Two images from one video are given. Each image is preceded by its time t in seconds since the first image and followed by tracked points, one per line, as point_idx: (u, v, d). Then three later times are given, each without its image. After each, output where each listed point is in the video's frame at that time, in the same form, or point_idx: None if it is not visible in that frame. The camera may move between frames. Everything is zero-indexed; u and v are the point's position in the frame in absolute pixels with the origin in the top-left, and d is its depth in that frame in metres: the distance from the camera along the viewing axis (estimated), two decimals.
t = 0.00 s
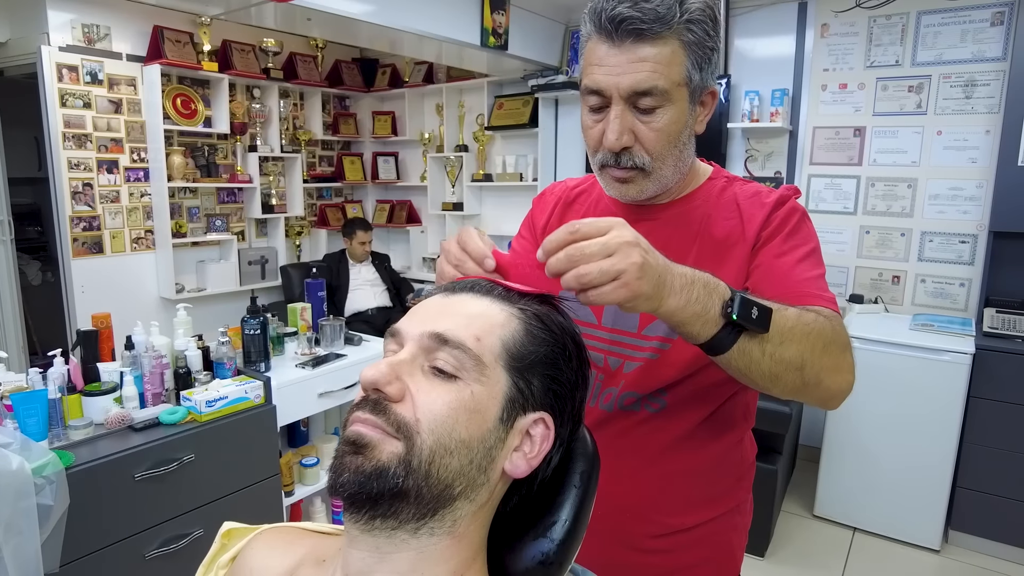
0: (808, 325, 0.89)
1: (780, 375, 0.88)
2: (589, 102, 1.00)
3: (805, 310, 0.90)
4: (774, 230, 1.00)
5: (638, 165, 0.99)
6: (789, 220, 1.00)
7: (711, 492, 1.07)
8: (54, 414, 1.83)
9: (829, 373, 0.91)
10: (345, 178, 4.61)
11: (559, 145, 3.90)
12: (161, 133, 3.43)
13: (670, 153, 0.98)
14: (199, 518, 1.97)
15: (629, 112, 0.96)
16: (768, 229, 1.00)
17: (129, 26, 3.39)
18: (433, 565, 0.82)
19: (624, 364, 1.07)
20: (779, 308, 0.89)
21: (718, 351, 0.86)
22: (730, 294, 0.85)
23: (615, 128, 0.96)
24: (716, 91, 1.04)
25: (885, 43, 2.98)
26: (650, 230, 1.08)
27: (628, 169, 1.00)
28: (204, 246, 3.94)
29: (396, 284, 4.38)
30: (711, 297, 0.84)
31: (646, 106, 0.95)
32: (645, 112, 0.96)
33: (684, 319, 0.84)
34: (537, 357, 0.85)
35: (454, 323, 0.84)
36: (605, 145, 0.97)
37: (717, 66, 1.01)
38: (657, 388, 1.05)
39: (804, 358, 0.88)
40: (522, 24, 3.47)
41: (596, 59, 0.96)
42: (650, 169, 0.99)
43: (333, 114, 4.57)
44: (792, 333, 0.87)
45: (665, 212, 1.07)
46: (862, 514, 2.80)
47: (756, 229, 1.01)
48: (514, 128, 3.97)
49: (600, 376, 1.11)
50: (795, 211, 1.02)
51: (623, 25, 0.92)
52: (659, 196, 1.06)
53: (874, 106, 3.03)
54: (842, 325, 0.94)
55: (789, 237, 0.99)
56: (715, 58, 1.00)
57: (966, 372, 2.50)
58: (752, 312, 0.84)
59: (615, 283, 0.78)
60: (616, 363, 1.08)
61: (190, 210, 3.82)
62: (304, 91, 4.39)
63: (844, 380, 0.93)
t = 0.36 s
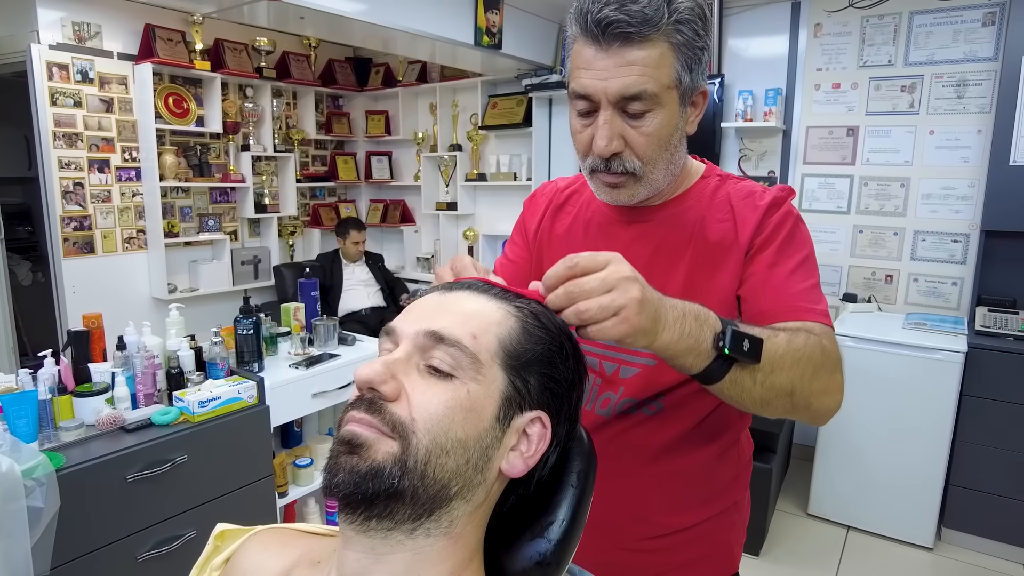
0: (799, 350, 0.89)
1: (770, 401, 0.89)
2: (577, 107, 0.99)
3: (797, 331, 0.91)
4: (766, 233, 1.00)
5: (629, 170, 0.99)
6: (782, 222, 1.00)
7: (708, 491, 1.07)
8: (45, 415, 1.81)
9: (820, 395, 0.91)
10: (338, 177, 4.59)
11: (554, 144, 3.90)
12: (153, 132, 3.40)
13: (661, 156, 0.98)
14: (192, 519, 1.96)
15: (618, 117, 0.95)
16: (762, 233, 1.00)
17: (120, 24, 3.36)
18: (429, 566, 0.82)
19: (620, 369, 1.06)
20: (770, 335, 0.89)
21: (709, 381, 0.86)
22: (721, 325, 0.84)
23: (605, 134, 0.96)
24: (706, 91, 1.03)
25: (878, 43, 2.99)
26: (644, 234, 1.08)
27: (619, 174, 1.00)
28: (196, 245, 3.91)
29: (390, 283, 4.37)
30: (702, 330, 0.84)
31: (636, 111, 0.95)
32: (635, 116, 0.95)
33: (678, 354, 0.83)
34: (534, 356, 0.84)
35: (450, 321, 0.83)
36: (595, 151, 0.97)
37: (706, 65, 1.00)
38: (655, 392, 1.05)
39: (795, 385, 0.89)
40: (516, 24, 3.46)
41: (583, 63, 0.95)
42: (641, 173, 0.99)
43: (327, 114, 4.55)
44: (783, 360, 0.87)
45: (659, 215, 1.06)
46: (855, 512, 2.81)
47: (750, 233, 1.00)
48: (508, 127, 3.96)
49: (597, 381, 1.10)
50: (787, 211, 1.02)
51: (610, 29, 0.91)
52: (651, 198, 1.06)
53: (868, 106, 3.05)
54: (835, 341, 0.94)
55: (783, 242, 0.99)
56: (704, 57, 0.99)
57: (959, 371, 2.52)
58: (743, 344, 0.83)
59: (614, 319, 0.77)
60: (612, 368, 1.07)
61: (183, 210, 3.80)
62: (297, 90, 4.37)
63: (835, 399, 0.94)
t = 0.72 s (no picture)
0: (792, 369, 0.89)
1: (763, 419, 0.90)
2: (560, 119, 0.99)
3: (790, 347, 0.92)
4: (756, 238, 1.00)
5: (614, 181, 0.99)
6: (772, 228, 1.00)
7: (703, 493, 1.07)
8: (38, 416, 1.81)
9: (812, 411, 0.93)
10: (333, 178, 4.58)
11: (550, 145, 3.90)
12: (147, 132, 3.39)
13: (646, 166, 0.97)
14: (188, 520, 1.95)
15: (601, 129, 0.95)
16: (753, 240, 1.00)
17: (114, 24, 3.35)
18: (426, 566, 0.82)
19: (613, 377, 1.06)
20: (762, 355, 0.89)
21: (703, 404, 0.86)
22: (715, 348, 0.84)
23: (588, 148, 0.95)
24: (693, 96, 1.02)
25: (872, 44, 3.00)
26: (635, 241, 1.08)
27: (604, 185, 1.00)
28: (191, 246, 3.90)
29: (385, 284, 4.37)
30: (695, 353, 0.83)
31: (619, 123, 0.94)
32: (618, 129, 0.95)
33: (671, 376, 0.83)
34: (531, 356, 0.84)
35: (448, 320, 0.84)
36: (579, 165, 0.97)
37: (693, 70, 0.99)
38: (649, 399, 1.04)
39: (787, 404, 0.90)
40: (511, 25, 3.47)
41: (564, 74, 0.94)
42: (626, 184, 0.99)
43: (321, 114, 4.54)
44: (776, 379, 0.88)
45: (649, 221, 1.06)
46: (850, 511, 2.82)
47: (741, 240, 1.01)
48: (504, 128, 3.96)
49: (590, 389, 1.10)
50: (776, 213, 1.02)
51: (589, 41, 0.90)
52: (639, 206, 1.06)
53: (862, 106, 3.06)
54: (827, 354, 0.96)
55: (774, 250, 0.99)
56: (690, 64, 0.97)
57: (952, 370, 2.53)
58: (736, 367, 0.83)
59: (603, 340, 0.77)
60: (605, 376, 1.06)
61: (177, 211, 3.79)
62: (292, 91, 4.36)
63: (826, 414, 0.95)
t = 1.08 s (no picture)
0: (788, 378, 0.90)
1: (758, 426, 0.90)
2: (539, 131, 0.99)
3: (783, 356, 0.92)
4: (745, 244, 1.00)
5: (596, 192, 0.99)
6: (760, 233, 1.00)
7: (695, 496, 1.07)
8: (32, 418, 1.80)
9: (808, 420, 0.93)
10: (328, 178, 4.57)
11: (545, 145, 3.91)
12: (141, 132, 3.38)
13: (627, 176, 0.98)
14: (183, 522, 1.95)
15: (580, 141, 0.95)
16: (741, 245, 1.00)
17: (107, 24, 3.34)
18: (419, 567, 0.82)
19: (603, 385, 1.06)
20: (758, 363, 0.90)
21: (698, 409, 0.87)
22: (712, 355, 0.85)
23: (568, 161, 0.96)
24: (676, 99, 1.02)
25: (865, 45, 3.01)
26: (624, 246, 1.08)
27: (587, 197, 1.01)
28: (186, 247, 3.89)
29: (380, 284, 4.36)
30: (691, 359, 0.84)
31: (598, 135, 0.94)
32: (598, 141, 0.95)
33: (666, 382, 0.83)
34: (526, 358, 0.84)
35: (443, 321, 0.84)
36: (560, 179, 0.97)
37: (674, 75, 0.99)
38: (639, 406, 1.04)
39: (783, 412, 0.90)
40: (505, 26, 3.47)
41: (541, 87, 0.94)
42: (608, 195, 0.99)
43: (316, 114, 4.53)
44: (771, 388, 0.89)
45: (638, 225, 1.07)
46: (844, 511, 2.83)
47: (730, 245, 1.01)
48: (499, 128, 3.96)
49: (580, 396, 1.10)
50: (765, 216, 1.02)
51: (564, 53, 0.89)
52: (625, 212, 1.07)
53: (856, 107, 3.07)
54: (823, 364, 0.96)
55: (762, 255, 0.99)
56: (671, 69, 0.97)
57: (946, 370, 2.54)
58: (732, 374, 0.84)
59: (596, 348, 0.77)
60: (596, 383, 1.07)
61: (172, 211, 3.78)
62: (287, 91, 4.35)
63: (822, 423, 0.96)
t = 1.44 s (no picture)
0: (777, 385, 0.90)
1: (749, 433, 0.91)
2: (522, 138, 0.99)
3: (773, 364, 0.93)
4: (735, 251, 1.00)
5: (581, 201, 0.99)
6: (750, 238, 1.00)
7: (684, 501, 1.07)
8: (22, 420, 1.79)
9: (799, 428, 0.93)
10: (322, 178, 4.56)
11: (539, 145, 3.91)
12: (134, 133, 3.36)
13: (612, 185, 0.98)
14: (175, 525, 1.94)
15: (564, 150, 0.95)
16: (731, 251, 1.01)
17: (99, 24, 3.32)
18: (406, 572, 0.82)
19: (592, 392, 1.06)
20: (748, 370, 0.90)
21: (689, 415, 0.87)
22: (702, 361, 0.85)
23: (552, 170, 0.96)
24: (662, 104, 1.02)
25: (858, 46, 3.03)
26: (612, 251, 1.08)
27: (572, 205, 1.01)
28: (179, 248, 3.88)
29: (374, 285, 4.36)
30: (682, 364, 0.85)
31: (581, 144, 0.94)
32: (581, 149, 0.95)
33: (658, 387, 0.83)
34: (516, 363, 0.84)
35: (433, 324, 0.84)
36: (545, 188, 0.97)
37: (658, 80, 0.99)
38: (626, 413, 1.05)
39: (773, 419, 0.90)
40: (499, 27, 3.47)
41: (523, 94, 0.94)
42: (594, 203, 1.00)
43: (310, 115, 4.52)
44: (762, 394, 0.89)
45: (626, 230, 1.07)
46: (837, 510, 2.85)
47: (720, 250, 1.01)
48: (493, 128, 3.95)
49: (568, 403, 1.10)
50: (755, 221, 1.02)
51: (544, 62, 0.89)
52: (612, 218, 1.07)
53: (848, 107, 3.08)
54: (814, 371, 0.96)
55: (752, 261, 1.00)
56: (655, 74, 0.97)
57: (937, 370, 2.56)
58: (723, 379, 0.84)
59: (589, 356, 0.78)
60: (584, 390, 1.07)
61: (165, 212, 3.76)
62: (280, 91, 4.34)
63: (813, 432, 0.96)
